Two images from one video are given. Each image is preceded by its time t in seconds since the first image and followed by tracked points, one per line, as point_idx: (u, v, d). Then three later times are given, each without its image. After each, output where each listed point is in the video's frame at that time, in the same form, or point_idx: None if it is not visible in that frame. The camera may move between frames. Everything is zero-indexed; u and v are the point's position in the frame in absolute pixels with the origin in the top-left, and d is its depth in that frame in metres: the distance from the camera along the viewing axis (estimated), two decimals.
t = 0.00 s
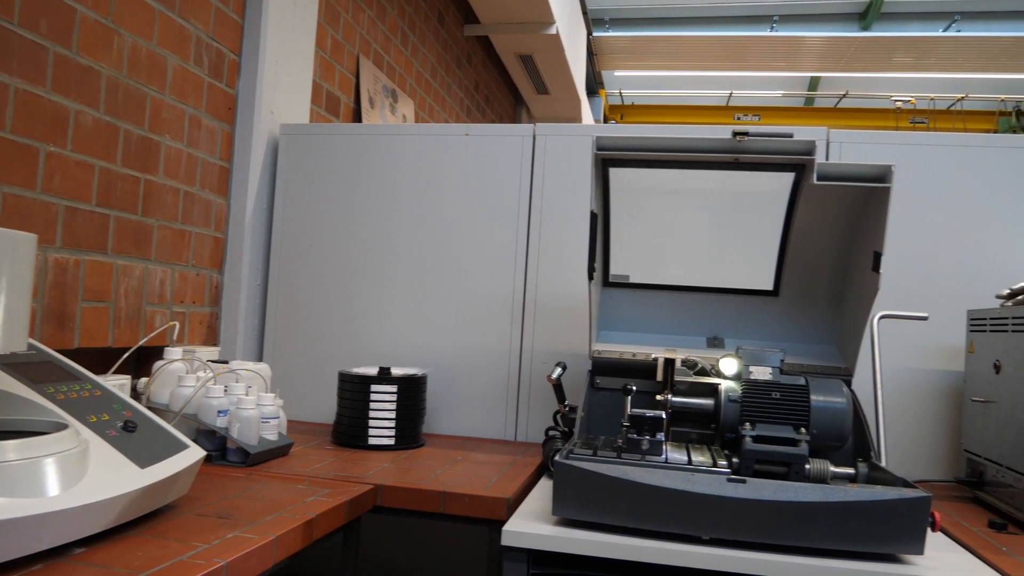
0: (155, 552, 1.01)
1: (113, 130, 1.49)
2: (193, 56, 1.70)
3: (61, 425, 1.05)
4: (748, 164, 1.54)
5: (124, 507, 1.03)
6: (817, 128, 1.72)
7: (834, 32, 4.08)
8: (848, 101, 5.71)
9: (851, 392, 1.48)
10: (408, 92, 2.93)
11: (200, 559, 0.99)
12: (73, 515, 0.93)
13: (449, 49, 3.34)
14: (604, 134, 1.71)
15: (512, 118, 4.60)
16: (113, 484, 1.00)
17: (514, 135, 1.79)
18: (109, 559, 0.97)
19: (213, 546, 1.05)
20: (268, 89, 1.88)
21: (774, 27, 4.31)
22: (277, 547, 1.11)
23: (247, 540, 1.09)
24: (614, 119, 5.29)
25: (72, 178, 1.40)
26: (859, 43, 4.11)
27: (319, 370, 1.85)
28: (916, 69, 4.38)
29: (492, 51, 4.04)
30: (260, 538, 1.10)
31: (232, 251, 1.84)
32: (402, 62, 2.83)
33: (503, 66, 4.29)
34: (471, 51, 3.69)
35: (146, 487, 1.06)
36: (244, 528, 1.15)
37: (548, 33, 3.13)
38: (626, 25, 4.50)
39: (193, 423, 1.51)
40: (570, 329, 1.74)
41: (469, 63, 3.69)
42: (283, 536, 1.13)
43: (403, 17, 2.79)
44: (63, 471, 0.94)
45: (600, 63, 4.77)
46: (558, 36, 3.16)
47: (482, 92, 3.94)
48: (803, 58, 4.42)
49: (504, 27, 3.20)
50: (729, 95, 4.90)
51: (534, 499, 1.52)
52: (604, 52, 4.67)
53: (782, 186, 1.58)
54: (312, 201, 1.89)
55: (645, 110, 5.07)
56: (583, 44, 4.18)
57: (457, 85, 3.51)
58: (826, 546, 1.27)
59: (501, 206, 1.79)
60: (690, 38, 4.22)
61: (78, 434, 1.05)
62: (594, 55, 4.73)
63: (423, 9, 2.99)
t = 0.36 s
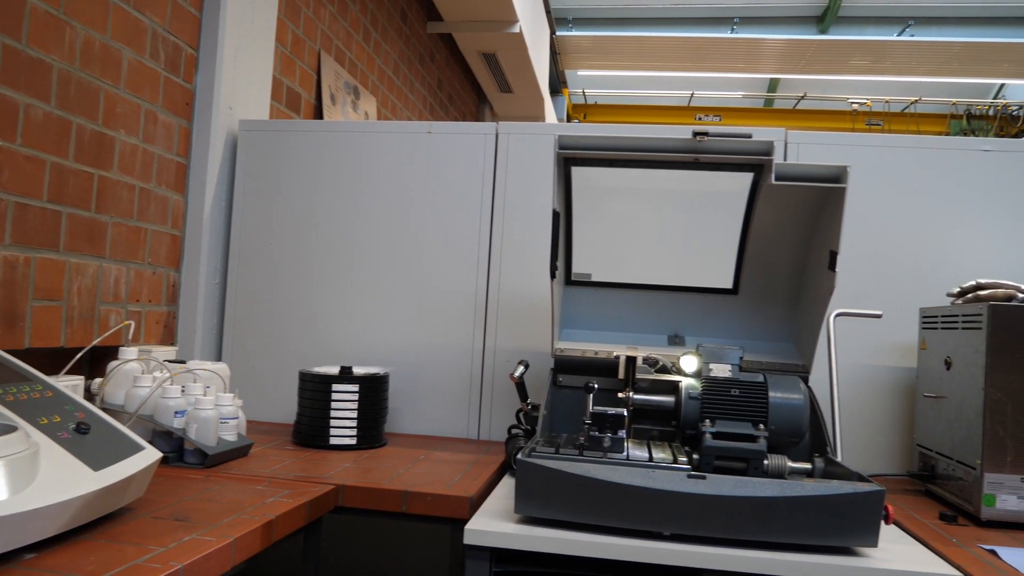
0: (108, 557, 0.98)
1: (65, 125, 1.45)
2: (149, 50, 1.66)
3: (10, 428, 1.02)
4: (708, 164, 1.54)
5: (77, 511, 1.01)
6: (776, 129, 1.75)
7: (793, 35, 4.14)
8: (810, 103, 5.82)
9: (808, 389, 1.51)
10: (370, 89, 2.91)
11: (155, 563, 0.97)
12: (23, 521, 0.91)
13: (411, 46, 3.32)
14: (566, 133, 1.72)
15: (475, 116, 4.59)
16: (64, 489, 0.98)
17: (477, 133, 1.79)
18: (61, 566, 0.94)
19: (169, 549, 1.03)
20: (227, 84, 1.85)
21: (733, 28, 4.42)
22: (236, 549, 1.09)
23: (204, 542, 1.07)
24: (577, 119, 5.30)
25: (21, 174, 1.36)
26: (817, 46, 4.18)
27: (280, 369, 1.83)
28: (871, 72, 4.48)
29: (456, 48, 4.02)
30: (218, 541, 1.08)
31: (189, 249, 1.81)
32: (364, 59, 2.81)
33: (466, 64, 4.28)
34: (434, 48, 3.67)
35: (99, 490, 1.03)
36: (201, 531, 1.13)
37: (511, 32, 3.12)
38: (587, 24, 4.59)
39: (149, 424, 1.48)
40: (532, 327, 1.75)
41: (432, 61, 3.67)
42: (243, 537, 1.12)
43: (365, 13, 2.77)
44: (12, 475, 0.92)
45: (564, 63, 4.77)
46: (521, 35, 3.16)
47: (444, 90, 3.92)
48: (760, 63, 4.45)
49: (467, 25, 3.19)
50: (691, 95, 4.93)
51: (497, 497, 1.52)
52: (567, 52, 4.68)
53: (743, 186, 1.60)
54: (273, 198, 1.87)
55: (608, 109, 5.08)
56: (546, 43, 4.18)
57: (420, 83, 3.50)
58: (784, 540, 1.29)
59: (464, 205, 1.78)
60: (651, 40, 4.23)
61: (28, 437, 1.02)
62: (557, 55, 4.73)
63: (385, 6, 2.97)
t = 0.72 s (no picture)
0: (62, 562, 0.96)
1: (18, 118, 1.40)
2: (106, 43, 1.61)
3: None
4: (672, 164, 1.55)
5: (29, 516, 0.98)
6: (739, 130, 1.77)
7: (756, 37, 4.18)
8: (776, 104, 5.91)
9: (769, 386, 1.53)
10: (334, 85, 2.88)
11: (112, 567, 0.95)
12: None
13: (376, 44, 3.30)
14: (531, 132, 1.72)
15: (441, 113, 4.58)
16: (16, 492, 0.95)
17: (442, 131, 1.78)
18: (12, 572, 0.92)
19: (125, 553, 1.01)
20: (187, 79, 1.81)
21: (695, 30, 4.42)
22: (195, 552, 1.07)
23: (163, 545, 1.05)
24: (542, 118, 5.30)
25: None
26: (779, 48, 4.23)
27: (243, 369, 1.81)
28: (830, 74, 4.52)
29: (421, 45, 4.00)
30: (177, 543, 1.06)
31: (148, 247, 1.77)
32: (329, 55, 2.78)
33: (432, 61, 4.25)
34: (399, 45, 3.65)
35: (53, 494, 1.01)
36: (159, 534, 1.11)
37: (477, 30, 3.11)
38: (553, 24, 4.62)
39: (106, 425, 1.45)
40: (497, 325, 1.75)
41: (397, 58, 3.65)
42: (202, 540, 1.10)
43: (329, 9, 2.74)
44: None
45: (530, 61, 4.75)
46: (487, 33, 3.16)
47: (410, 87, 3.89)
48: (727, 62, 4.50)
49: (433, 22, 3.18)
50: (655, 95, 4.96)
51: (462, 496, 1.52)
52: (533, 51, 4.66)
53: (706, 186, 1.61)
54: (235, 195, 1.85)
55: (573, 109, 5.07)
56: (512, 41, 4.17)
57: (385, 80, 3.47)
58: (744, 535, 1.31)
59: (429, 203, 1.78)
60: (616, 40, 4.23)
61: None
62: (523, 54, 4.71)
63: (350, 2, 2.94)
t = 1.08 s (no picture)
0: (17, 567, 0.94)
1: None
2: (64, 36, 1.55)
3: None
4: (638, 163, 1.55)
5: None
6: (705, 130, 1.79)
7: (721, 39, 4.18)
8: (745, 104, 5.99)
9: (733, 383, 1.55)
10: (300, 82, 2.85)
11: (69, 572, 0.93)
12: None
13: (342, 39, 3.26)
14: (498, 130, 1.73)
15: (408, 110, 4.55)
16: None
17: (409, 129, 1.79)
18: None
19: (84, 557, 0.99)
20: (148, 73, 1.77)
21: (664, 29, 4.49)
22: (157, 555, 1.06)
23: (124, 548, 1.03)
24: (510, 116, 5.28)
25: None
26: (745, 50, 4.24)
27: (208, 369, 1.79)
28: (795, 75, 4.46)
29: (387, 42, 3.95)
30: (138, 546, 1.04)
31: (108, 244, 1.73)
32: (294, 51, 2.75)
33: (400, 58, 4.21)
34: (365, 40, 3.61)
35: (8, 497, 0.99)
36: (120, 536, 1.09)
37: (445, 28, 3.10)
38: (521, 23, 4.60)
39: (64, 427, 1.41)
40: (463, 324, 1.76)
41: (364, 54, 3.61)
42: (164, 542, 1.08)
43: (295, 4, 2.71)
44: None
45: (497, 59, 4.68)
46: (454, 31, 3.14)
47: (376, 84, 3.85)
48: (691, 62, 4.50)
49: (400, 19, 3.15)
50: (623, 94, 4.97)
51: (429, 495, 1.52)
52: (500, 49, 4.56)
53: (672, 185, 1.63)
54: (199, 192, 1.83)
55: (543, 107, 5.07)
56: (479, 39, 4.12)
57: (351, 76, 3.44)
58: (708, 530, 1.33)
59: (396, 201, 1.78)
60: (583, 40, 4.19)
61: None
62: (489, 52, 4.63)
63: None
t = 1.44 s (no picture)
0: None
1: None
2: (23, 28, 1.50)
3: None
4: (608, 162, 1.55)
5: None
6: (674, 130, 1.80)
7: (691, 39, 4.21)
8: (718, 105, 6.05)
9: (701, 380, 1.56)
10: (268, 78, 2.81)
11: None
12: None
13: (311, 35, 3.23)
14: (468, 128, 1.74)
15: (378, 107, 4.52)
16: None
17: (379, 126, 1.79)
18: None
19: (44, 561, 0.97)
20: (112, 67, 1.72)
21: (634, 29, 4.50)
22: (120, 558, 1.04)
23: (85, 552, 1.01)
24: (481, 115, 5.27)
25: None
26: (713, 51, 4.27)
27: (174, 368, 1.77)
28: (763, 79, 4.58)
29: (356, 38, 3.91)
30: (100, 549, 1.03)
31: (70, 242, 1.69)
32: (262, 46, 2.72)
33: (370, 55, 4.18)
34: (334, 36, 3.57)
35: None
36: (81, 540, 1.06)
37: (415, 25, 3.07)
38: (490, 21, 4.54)
39: (23, 428, 1.38)
40: (433, 321, 1.76)
41: (333, 50, 3.58)
42: (127, 545, 1.06)
43: None
44: None
45: (468, 57, 4.66)
46: (425, 28, 3.12)
47: (346, 80, 3.83)
48: (661, 64, 4.55)
49: (371, 16, 3.12)
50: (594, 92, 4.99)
51: (398, 494, 1.51)
52: (471, 47, 4.55)
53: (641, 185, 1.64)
54: (165, 189, 1.81)
55: (516, 106, 5.07)
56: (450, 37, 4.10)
57: (320, 72, 3.40)
58: (676, 526, 1.34)
59: (366, 199, 1.78)
60: (554, 40, 4.21)
61: None
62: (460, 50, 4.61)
63: None
